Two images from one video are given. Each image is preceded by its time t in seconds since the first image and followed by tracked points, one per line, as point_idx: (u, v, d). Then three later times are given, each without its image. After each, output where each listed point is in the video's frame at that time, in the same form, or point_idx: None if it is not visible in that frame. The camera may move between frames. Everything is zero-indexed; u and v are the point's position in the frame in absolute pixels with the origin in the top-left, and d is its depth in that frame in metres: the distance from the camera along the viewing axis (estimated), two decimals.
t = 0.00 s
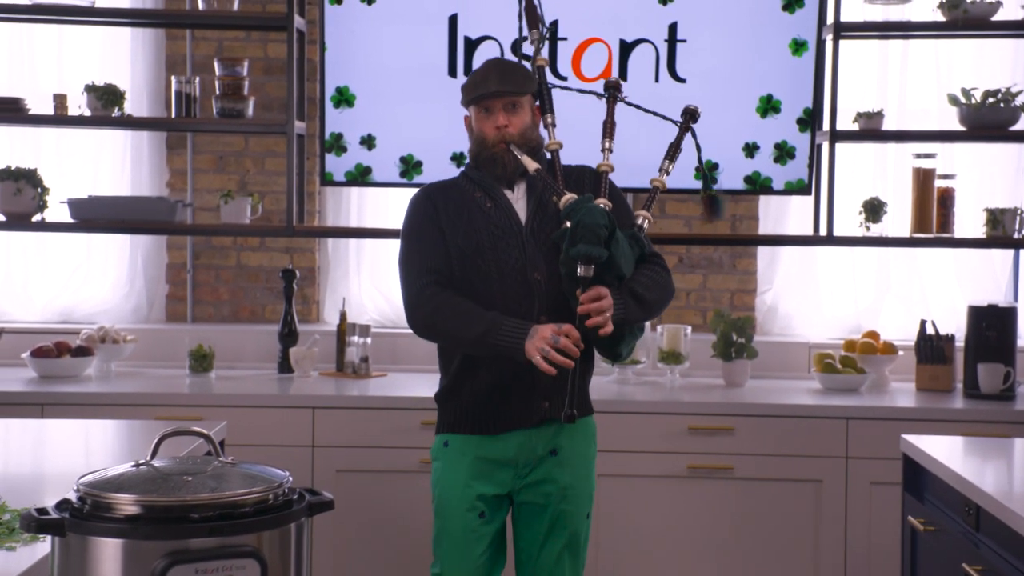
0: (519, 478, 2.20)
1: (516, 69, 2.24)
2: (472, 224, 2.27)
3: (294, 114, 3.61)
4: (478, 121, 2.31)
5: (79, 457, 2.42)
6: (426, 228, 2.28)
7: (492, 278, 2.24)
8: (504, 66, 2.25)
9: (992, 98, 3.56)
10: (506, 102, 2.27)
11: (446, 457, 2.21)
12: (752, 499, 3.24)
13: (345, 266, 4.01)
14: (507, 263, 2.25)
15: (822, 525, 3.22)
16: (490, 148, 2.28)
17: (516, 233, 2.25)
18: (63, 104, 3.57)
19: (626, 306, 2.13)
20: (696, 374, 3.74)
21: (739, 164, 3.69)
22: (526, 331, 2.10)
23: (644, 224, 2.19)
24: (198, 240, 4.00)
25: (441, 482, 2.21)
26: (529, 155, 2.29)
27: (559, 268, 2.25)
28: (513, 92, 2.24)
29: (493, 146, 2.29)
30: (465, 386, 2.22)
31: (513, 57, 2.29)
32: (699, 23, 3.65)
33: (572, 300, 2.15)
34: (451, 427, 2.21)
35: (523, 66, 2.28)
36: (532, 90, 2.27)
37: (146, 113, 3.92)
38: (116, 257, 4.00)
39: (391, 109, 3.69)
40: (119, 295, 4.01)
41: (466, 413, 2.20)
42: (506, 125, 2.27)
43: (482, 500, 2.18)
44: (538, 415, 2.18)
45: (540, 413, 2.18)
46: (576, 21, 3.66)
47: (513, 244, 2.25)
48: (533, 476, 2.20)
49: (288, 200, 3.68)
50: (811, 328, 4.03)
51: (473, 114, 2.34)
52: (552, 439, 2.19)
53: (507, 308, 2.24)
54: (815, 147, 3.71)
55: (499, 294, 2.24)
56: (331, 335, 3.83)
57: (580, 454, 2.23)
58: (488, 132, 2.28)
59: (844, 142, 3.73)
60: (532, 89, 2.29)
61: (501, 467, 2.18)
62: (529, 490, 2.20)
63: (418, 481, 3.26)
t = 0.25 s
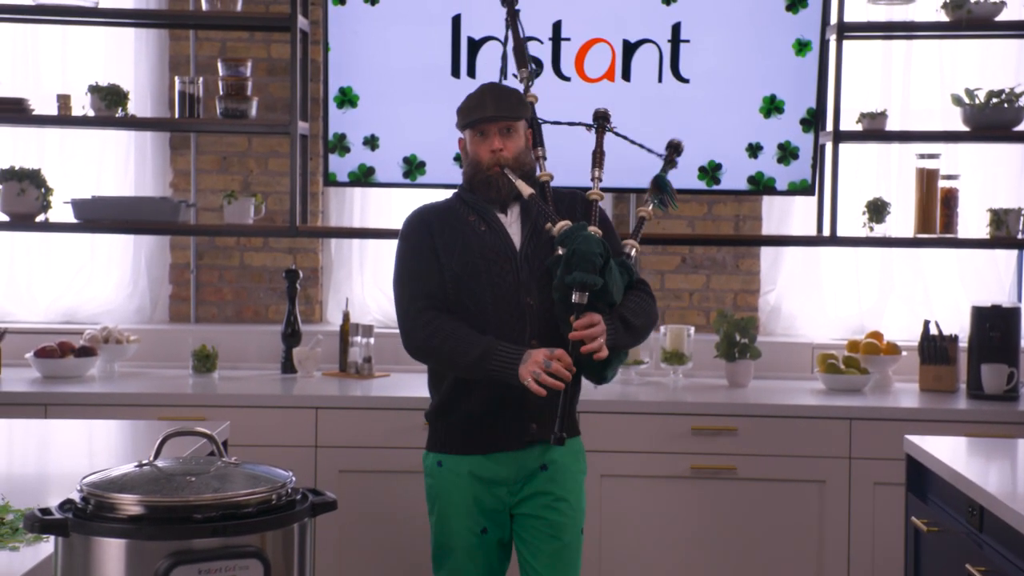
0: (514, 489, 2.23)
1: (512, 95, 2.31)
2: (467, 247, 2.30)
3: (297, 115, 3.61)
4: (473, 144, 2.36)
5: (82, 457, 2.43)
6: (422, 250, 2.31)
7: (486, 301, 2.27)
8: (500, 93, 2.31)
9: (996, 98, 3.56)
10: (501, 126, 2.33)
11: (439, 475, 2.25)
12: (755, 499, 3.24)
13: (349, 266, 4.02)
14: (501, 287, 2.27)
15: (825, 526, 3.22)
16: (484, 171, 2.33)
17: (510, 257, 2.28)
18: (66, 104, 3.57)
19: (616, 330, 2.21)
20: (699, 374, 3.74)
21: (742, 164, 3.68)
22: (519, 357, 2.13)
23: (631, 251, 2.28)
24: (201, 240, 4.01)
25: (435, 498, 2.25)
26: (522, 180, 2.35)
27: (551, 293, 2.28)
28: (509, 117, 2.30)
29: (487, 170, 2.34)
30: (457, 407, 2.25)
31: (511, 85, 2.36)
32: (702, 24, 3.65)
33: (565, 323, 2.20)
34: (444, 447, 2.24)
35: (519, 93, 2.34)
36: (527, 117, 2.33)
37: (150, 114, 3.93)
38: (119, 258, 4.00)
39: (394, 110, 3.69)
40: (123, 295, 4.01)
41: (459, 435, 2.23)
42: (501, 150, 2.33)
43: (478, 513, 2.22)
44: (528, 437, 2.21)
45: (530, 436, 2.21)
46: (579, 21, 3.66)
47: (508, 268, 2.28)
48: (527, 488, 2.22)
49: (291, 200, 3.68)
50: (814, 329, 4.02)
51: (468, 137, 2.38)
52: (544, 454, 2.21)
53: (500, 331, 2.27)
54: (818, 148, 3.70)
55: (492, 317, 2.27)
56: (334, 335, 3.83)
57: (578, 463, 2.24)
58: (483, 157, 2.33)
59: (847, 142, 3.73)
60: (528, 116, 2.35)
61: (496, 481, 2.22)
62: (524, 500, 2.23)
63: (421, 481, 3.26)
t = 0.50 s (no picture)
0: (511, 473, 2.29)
1: (514, 84, 2.34)
2: (469, 233, 2.34)
3: (298, 117, 3.61)
4: (475, 133, 2.39)
5: (82, 458, 2.43)
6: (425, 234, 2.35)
7: (487, 284, 2.31)
8: (503, 81, 2.35)
9: (996, 101, 3.56)
10: (503, 115, 2.36)
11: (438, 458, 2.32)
12: (755, 501, 3.24)
13: (350, 268, 4.02)
14: (502, 271, 2.31)
15: (825, 528, 3.22)
16: (486, 159, 2.36)
17: (511, 242, 2.32)
18: (68, 106, 3.57)
19: (617, 314, 2.26)
20: (699, 376, 3.74)
21: (743, 166, 3.68)
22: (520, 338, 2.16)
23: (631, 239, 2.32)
24: (202, 242, 4.00)
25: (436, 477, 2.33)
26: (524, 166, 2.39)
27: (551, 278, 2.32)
28: (511, 105, 2.34)
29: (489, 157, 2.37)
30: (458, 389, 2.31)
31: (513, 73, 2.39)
32: (703, 26, 3.65)
33: (565, 309, 2.25)
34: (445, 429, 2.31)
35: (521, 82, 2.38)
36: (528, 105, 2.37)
37: (151, 115, 3.93)
38: (120, 259, 4.00)
39: (395, 111, 3.69)
40: (124, 296, 4.01)
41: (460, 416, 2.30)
42: (503, 137, 2.36)
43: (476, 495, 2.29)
44: (525, 418, 2.27)
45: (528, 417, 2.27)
46: (580, 23, 3.66)
47: (509, 253, 2.32)
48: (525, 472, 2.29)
49: (292, 202, 3.68)
50: (815, 330, 4.02)
51: (469, 127, 2.41)
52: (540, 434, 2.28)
53: (500, 314, 2.31)
54: (819, 150, 3.70)
55: (493, 301, 2.31)
56: (334, 337, 3.83)
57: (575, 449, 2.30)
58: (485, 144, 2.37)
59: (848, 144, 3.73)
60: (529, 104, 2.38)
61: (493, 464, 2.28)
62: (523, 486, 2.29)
63: (421, 483, 3.26)
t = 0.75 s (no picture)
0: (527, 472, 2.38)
1: (522, 95, 2.45)
2: (481, 243, 2.44)
3: (304, 116, 3.61)
4: (487, 144, 2.51)
5: (89, 458, 2.43)
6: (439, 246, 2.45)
7: (500, 293, 2.41)
8: (512, 94, 2.46)
9: (1002, 99, 3.55)
10: (513, 125, 2.48)
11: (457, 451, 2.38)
12: (761, 499, 3.24)
13: (355, 267, 4.02)
14: (515, 279, 2.42)
15: (831, 526, 3.22)
16: (498, 169, 2.47)
17: (523, 251, 2.43)
18: (73, 106, 3.57)
19: (626, 318, 2.34)
20: (705, 375, 3.74)
21: (748, 164, 3.68)
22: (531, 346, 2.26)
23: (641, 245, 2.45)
24: (208, 241, 4.01)
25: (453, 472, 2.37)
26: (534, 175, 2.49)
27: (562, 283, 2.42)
28: (520, 116, 2.45)
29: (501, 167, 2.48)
30: (473, 394, 2.39)
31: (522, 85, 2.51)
32: (708, 24, 3.65)
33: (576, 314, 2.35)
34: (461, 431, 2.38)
35: (529, 93, 2.49)
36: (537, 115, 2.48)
37: (156, 115, 3.93)
38: (126, 259, 4.01)
39: (400, 110, 3.69)
40: (130, 296, 4.02)
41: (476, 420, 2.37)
42: (513, 148, 2.47)
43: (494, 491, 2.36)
44: (542, 421, 2.36)
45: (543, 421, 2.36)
46: (585, 22, 3.66)
47: (520, 262, 2.42)
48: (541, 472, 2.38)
49: (297, 201, 3.69)
50: (821, 329, 4.02)
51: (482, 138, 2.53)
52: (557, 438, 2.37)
53: (513, 321, 2.41)
54: (825, 148, 3.70)
55: (506, 307, 2.41)
56: (340, 336, 3.83)
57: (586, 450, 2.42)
58: (496, 155, 2.48)
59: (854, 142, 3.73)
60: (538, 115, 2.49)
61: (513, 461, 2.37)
62: (537, 484, 2.39)
63: (427, 482, 3.26)
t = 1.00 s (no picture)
0: (525, 467, 2.40)
1: (524, 93, 2.45)
2: (480, 236, 2.46)
3: (307, 114, 3.61)
4: (489, 139, 2.52)
5: (92, 455, 2.44)
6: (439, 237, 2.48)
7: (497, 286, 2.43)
8: (514, 90, 2.46)
9: (1006, 99, 3.55)
10: (514, 123, 2.48)
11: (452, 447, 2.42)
12: (764, 499, 3.24)
13: (358, 266, 4.02)
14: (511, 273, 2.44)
15: (833, 526, 3.21)
16: (499, 166, 2.49)
17: (520, 245, 2.45)
18: (77, 104, 3.58)
19: (619, 316, 2.35)
20: (708, 374, 3.74)
21: (752, 164, 3.68)
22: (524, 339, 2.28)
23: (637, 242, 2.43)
24: (211, 240, 4.00)
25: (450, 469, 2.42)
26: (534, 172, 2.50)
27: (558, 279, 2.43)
28: (522, 114, 2.45)
29: (501, 164, 2.49)
30: (471, 384, 2.42)
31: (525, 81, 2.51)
32: (712, 23, 3.64)
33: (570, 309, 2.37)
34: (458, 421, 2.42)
35: (532, 90, 2.49)
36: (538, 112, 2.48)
37: (159, 113, 3.93)
38: (129, 257, 4.01)
39: (403, 109, 3.70)
40: (133, 294, 4.02)
41: (473, 410, 2.41)
42: (514, 145, 2.48)
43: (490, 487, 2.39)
44: (536, 413, 2.38)
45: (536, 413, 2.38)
46: (589, 21, 3.66)
47: (519, 256, 2.44)
48: (538, 466, 2.39)
49: (300, 199, 3.69)
50: (823, 329, 4.02)
51: (484, 134, 2.54)
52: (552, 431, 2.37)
53: (508, 315, 2.43)
54: (828, 148, 3.70)
55: (503, 301, 2.43)
56: (343, 334, 3.84)
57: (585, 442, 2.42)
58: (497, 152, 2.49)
59: (857, 142, 3.72)
60: (540, 112, 2.49)
61: (507, 456, 2.39)
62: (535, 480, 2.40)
63: (430, 481, 3.26)
